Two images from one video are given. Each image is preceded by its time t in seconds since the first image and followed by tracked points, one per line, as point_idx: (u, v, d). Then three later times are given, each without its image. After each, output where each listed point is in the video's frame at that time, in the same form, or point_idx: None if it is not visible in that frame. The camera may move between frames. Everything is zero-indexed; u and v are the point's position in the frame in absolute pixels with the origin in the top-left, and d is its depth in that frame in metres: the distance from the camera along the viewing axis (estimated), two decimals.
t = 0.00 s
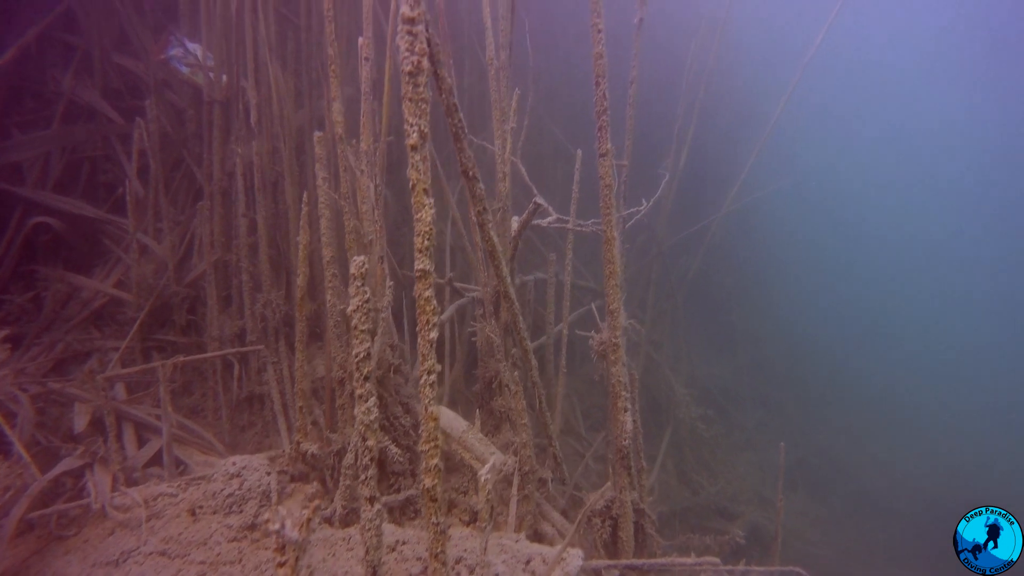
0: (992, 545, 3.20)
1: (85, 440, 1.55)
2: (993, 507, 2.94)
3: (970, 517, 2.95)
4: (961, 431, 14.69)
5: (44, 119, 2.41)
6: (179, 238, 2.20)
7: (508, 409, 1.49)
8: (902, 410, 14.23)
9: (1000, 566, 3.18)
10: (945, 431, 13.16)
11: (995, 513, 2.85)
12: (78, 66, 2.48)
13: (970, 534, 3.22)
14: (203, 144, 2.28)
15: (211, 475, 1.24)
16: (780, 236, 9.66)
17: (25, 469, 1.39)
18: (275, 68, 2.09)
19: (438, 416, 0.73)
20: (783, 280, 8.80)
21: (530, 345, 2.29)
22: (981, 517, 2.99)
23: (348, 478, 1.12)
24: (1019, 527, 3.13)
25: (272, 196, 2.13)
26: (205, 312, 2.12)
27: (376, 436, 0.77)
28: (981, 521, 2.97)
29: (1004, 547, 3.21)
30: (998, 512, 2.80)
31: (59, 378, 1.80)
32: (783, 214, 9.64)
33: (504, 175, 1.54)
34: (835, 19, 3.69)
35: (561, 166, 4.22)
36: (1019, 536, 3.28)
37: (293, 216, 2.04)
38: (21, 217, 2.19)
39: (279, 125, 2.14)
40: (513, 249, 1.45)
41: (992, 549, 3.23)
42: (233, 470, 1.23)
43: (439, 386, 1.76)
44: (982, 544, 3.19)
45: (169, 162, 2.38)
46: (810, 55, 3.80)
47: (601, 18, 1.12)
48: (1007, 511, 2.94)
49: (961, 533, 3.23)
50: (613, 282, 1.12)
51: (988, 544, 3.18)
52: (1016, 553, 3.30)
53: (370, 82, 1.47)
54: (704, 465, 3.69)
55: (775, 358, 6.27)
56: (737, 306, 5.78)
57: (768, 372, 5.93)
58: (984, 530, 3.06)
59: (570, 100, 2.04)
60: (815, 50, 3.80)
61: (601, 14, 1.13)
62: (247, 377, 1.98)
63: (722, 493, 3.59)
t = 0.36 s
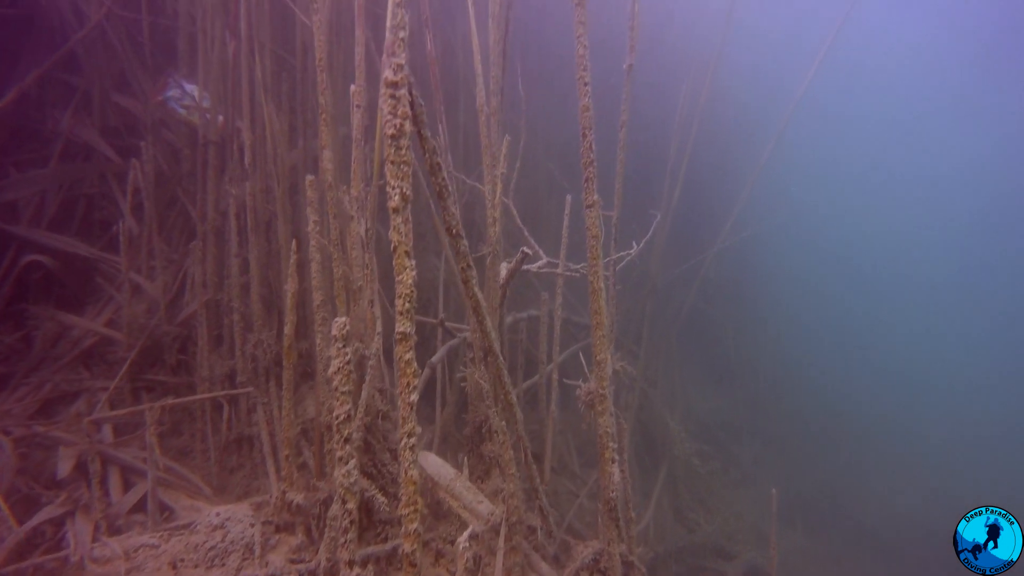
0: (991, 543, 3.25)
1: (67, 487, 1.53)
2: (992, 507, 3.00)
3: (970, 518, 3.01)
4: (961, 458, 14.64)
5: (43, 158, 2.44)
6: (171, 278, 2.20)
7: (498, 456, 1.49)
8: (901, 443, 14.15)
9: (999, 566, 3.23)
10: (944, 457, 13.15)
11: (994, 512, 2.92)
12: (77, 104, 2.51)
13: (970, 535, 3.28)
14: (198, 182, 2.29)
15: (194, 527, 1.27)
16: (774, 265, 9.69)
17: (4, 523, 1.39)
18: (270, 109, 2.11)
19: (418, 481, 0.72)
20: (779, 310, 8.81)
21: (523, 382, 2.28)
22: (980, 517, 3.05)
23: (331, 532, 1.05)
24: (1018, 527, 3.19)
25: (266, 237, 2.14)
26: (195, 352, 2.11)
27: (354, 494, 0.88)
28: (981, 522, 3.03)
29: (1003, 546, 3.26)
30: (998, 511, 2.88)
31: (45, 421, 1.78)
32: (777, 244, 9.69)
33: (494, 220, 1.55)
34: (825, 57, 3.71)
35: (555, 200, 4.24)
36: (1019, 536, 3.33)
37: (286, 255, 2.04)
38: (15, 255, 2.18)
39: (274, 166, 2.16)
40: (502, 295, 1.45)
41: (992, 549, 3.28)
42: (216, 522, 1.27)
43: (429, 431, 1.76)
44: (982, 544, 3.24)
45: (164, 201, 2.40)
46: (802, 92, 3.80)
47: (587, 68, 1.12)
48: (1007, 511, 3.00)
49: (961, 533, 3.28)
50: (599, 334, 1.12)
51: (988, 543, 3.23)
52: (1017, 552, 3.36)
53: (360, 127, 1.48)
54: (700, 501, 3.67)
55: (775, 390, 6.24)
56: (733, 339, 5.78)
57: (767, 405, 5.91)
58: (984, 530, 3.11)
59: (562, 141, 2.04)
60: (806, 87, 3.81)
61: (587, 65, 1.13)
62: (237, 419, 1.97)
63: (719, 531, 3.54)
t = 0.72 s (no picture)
0: (991, 542, 3.27)
1: (56, 513, 1.52)
2: (992, 507, 3.04)
3: (970, 518, 3.05)
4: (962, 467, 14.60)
5: (39, 177, 2.44)
6: (167, 297, 2.19)
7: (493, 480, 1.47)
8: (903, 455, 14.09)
9: (1000, 566, 3.26)
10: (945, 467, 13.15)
11: (994, 512, 2.96)
12: (74, 123, 2.52)
13: (969, 535, 3.31)
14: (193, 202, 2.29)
15: (183, 557, 1.28)
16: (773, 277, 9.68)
17: None
18: (266, 128, 2.11)
19: (405, 519, 0.72)
20: (778, 322, 8.80)
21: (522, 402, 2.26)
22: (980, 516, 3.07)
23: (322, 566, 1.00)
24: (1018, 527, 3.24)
25: (262, 257, 2.14)
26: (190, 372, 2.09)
27: (340, 534, 0.91)
28: (981, 522, 3.07)
29: (1003, 546, 3.30)
30: (998, 510, 2.92)
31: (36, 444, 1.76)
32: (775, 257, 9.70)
33: (489, 241, 1.54)
34: (822, 72, 3.69)
35: (554, 216, 4.24)
36: (1018, 536, 3.37)
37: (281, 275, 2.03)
38: (9, 275, 2.16)
39: (270, 185, 2.16)
40: (498, 317, 1.44)
41: (992, 549, 3.32)
42: (206, 551, 1.28)
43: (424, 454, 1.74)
44: (982, 544, 3.28)
45: (160, 219, 2.40)
46: (799, 107, 3.78)
47: (580, 92, 1.10)
48: (1007, 511, 3.04)
49: (961, 534, 3.31)
50: (593, 360, 1.11)
51: (988, 543, 3.27)
52: (1016, 552, 3.39)
53: (355, 149, 1.47)
54: (700, 519, 3.64)
55: (776, 404, 6.21)
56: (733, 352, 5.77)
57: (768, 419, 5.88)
58: (984, 530, 3.16)
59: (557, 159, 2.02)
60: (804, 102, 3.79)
61: (581, 90, 1.11)
62: (231, 440, 1.94)
63: (720, 548, 3.51)
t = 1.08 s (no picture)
0: (991, 543, 3.49)
1: (50, 542, 1.52)
2: (992, 508, 3.21)
3: (971, 517, 3.22)
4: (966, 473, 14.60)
5: (40, 196, 2.46)
6: (165, 318, 2.17)
7: (492, 509, 1.45)
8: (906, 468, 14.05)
9: (999, 564, 3.49)
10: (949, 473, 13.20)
11: (994, 512, 3.13)
12: (75, 142, 2.52)
13: (970, 535, 3.53)
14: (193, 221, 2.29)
15: None
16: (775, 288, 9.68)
17: None
18: (265, 148, 2.11)
19: (396, 568, 0.70)
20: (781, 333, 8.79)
21: (523, 423, 2.24)
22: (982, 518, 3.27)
23: None
24: (1016, 529, 3.47)
25: (260, 278, 2.13)
26: (187, 393, 2.07)
27: None
28: (982, 523, 3.26)
29: (1002, 546, 3.53)
30: (999, 511, 3.09)
31: (30, 469, 1.74)
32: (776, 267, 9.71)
33: (488, 265, 1.53)
34: (824, 88, 3.67)
35: (556, 231, 4.23)
36: (1018, 537, 3.61)
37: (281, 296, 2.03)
38: (6, 296, 2.14)
39: (270, 205, 2.16)
40: (496, 342, 1.43)
41: (992, 549, 3.56)
42: None
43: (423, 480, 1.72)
44: (982, 544, 3.50)
45: (159, 239, 2.40)
46: (801, 122, 3.76)
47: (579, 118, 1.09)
48: (1007, 513, 3.22)
49: (963, 534, 3.53)
50: (592, 390, 1.09)
51: (988, 543, 3.49)
52: (1015, 552, 3.64)
53: (353, 172, 1.46)
54: (703, 539, 3.61)
55: (779, 419, 6.18)
56: (736, 367, 5.75)
57: (772, 435, 5.84)
58: (985, 531, 3.36)
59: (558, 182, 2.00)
60: (805, 118, 3.77)
61: (580, 116, 1.10)
62: (229, 463, 1.93)
63: (724, 568, 3.48)
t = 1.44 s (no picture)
0: (991, 543, 3.55)
1: None
2: (992, 508, 3.30)
3: (972, 518, 3.30)
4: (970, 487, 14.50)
5: (35, 223, 2.46)
6: (159, 346, 2.15)
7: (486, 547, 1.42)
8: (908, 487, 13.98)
9: (998, 563, 3.50)
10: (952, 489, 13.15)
11: (994, 512, 3.21)
12: (74, 168, 2.52)
13: (969, 534, 3.56)
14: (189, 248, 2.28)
15: None
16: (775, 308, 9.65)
17: None
18: (262, 176, 2.10)
19: None
20: (781, 354, 8.76)
21: (519, 453, 2.20)
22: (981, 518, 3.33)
23: None
24: (1015, 526, 3.48)
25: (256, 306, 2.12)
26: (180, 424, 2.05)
27: None
28: (981, 521, 3.31)
29: (1001, 546, 3.55)
30: (997, 510, 3.16)
31: (17, 503, 1.71)
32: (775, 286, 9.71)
33: (484, 299, 1.52)
34: (822, 111, 3.67)
35: (555, 253, 4.25)
36: (1017, 536, 3.62)
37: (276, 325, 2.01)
38: None
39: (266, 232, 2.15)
40: (492, 377, 1.42)
41: (992, 549, 3.57)
42: None
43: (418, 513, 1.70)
44: (981, 544, 3.52)
45: (155, 265, 2.39)
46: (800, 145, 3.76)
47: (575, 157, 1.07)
48: (1005, 510, 3.27)
49: (962, 534, 3.56)
50: (588, 432, 1.07)
51: (988, 543, 3.51)
52: (1015, 552, 3.63)
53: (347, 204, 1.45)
54: (705, 565, 3.56)
55: (779, 442, 6.14)
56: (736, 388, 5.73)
57: (772, 457, 5.80)
58: (984, 530, 3.40)
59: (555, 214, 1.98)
60: (804, 141, 3.77)
61: (576, 155, 1.08)
62: (220, 495, 1.90)
63: None
